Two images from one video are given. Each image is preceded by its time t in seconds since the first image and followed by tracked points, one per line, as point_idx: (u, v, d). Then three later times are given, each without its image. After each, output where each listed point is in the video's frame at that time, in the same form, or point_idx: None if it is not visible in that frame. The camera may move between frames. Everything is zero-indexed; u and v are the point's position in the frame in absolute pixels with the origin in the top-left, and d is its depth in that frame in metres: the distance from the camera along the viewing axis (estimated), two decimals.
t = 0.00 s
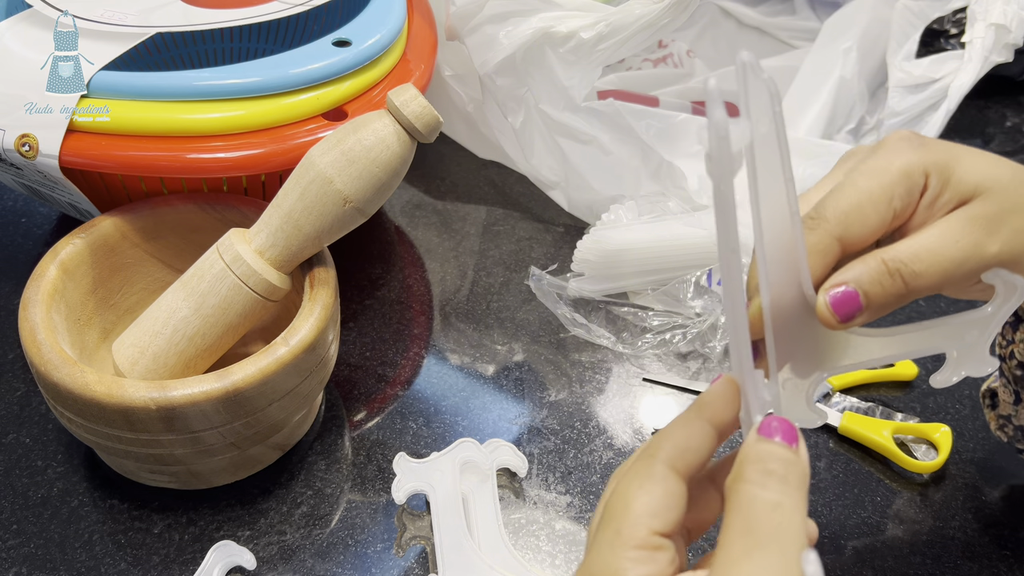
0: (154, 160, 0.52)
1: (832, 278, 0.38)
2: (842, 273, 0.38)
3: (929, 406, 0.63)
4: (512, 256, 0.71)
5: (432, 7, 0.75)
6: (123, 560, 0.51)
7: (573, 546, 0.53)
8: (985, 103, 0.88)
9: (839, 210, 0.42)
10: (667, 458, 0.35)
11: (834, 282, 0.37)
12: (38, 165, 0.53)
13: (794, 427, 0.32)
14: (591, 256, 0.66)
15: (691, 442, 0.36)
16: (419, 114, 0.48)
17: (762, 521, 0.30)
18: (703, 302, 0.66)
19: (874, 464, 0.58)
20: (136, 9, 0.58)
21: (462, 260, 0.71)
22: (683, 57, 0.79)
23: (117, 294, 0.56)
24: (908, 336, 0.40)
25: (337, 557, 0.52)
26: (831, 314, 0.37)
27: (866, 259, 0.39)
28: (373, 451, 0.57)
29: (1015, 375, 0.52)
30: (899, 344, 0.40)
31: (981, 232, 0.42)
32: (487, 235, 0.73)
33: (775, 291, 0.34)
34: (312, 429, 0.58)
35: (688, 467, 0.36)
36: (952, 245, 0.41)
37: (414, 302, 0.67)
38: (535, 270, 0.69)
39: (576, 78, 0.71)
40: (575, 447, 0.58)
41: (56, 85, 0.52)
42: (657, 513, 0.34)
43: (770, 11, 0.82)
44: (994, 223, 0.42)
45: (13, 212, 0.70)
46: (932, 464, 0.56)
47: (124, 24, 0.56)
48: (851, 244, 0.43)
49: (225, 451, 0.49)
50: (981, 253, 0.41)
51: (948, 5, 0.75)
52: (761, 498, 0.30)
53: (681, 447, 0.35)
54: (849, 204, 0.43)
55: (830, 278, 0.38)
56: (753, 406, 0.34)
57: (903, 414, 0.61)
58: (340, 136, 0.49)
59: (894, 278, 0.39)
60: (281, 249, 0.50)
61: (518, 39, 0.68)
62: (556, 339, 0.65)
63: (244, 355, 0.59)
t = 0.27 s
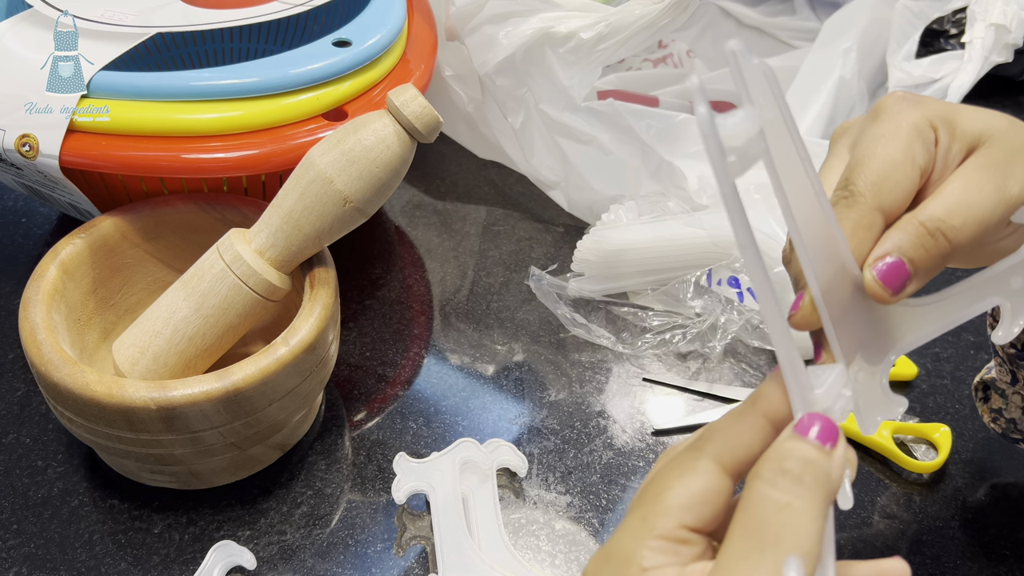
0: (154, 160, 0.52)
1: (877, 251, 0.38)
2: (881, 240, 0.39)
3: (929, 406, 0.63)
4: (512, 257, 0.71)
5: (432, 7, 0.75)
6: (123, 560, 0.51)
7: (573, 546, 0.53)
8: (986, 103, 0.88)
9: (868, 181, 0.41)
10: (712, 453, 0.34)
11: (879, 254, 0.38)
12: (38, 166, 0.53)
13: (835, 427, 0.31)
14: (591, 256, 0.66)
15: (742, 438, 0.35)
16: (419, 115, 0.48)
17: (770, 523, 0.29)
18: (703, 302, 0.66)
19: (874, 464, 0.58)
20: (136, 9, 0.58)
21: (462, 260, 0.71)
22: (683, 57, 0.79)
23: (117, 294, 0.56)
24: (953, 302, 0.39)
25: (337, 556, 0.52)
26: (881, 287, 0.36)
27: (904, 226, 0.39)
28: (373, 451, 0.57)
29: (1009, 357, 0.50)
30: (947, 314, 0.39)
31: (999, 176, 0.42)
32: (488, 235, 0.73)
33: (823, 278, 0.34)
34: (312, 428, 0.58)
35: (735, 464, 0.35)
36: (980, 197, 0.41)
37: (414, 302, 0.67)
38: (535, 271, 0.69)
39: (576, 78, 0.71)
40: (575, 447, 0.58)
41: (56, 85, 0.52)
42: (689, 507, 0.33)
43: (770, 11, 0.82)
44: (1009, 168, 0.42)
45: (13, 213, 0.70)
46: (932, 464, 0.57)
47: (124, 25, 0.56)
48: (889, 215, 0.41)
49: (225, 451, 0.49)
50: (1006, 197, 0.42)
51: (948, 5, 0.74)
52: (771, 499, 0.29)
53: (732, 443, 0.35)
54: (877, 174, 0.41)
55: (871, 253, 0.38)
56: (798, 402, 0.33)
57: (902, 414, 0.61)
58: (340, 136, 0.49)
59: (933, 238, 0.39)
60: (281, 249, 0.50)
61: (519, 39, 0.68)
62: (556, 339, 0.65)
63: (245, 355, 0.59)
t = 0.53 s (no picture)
0: (155, 160, 0.52)
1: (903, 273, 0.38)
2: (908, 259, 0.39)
3: (929, 406, 0.63)
4: (512, 257, 0.71)
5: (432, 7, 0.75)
6: (123, 560, 0.51)
7: (573, 546, 0.53)
8: (985, 103, 0.88)
9: (886, 199, 0.42)
10: (725, 465, 0.35)
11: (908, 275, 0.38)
12: (38, 165, 0.53)
13: (861, 455, 0.31)
14: (591, 256, 0.66)
15: (758, 450, 0.35)
16: (419, 114, 0.48)
17: (788, 548, 0.29)
18: (703, 301, 0.66)
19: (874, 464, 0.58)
20: (136, 9, 0.58)
21: (462, 260, 0.71)
22: (683, 58, 0.79)
23: (117, 294, 0.56)
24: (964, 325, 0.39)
25: (338, 556, 0.52)
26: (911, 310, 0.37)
27: (926, 245, 0.40)
28: (373, 451, 0.57)
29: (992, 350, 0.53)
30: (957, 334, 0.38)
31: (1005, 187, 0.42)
32: (487, 235, 0.73)
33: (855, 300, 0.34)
34: (312, 428, 0.58)
35: (748, 476, 0.35)
36: (992, 210, 0.41)
37: (414, 302, 0.67)
38: (535, 271, 0.69)
39: (576, 78, 0.71)
40: (575, 447, 0.58)
41: (56, 85, 0.52)
42: (698, 517, 0.34)
43: (770, 11, 0.82)
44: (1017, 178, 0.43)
45: (13, 213, 0.70)
46: (931, 464, 0.56)
47: (124, 25, 0.56)
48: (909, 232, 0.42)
49: (225, 451, 0.49)
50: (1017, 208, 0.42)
51: (948, 5, 0.74)
52: (790, 526, 0.30)
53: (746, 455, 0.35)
54: (893, 191, 0.42)
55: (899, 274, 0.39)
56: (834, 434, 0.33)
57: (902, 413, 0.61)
58: (340, 136, 0.49)
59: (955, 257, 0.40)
60: (281, 249, 0.50)
61: (519, 39, 0.68)
62: (556, 339, 0.65)
63: (245, 355, 0.59)
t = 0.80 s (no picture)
0: (155, 160, 0.52)
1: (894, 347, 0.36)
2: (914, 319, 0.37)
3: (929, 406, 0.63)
4: (512, 257, 0.72)
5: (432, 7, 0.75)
6: (124, 560, 0.51)
7: (573, 546, 0.53)
8: (985, 103, 0.88)
9: (877, 262, 0.38)
10: (759, 330, 0.28)
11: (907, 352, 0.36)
12: (39, 165, 0.53)
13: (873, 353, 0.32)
14: (591, 256, 0.66)
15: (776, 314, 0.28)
16: (419, 115, 0.48)
17: (884, 422, 0.26)
18: (702, 302, 0.66)
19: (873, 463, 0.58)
20: (136, 9, 0.58)
21: (462, 260, 0.71)
22: (682, 58, 0.80)
23: (117, 294, 0.56)
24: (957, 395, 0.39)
25: (338, 556, 0.52)
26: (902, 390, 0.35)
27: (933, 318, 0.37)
28: (373, 451, 0.57)
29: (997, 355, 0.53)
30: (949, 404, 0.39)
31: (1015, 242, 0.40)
32: (487, 235, 0.73)
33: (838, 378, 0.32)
34: (312, 428, 0.58)
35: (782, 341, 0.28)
36: (1001, 278, 0.38)
37: (414, 302, 0.67)
38: (535, 270, 0.69)
39: (576, 79, 0.71)
40: (575, 447, 0.58)
41: (56, 85, 0.53)
42: (766, 386, 0.26)
43: (770, 11, 0.82)
44: None
45: (14, 212, 0.70)
46: (931, 464, 0.57)
47: (124, 25, 0.56)
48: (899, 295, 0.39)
49: (225, 450, 0.49)
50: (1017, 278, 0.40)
51: (948, 6, 0.75)
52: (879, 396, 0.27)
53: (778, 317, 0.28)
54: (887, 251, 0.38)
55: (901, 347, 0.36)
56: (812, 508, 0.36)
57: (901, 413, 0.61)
58: (340, 136, 0.49)
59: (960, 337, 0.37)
60: (281, 249, 0.50)
61: (519, 40, 0.68)
62: (556, 339, 0.65)
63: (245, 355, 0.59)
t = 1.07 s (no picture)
0: (155, 160, 0.52)
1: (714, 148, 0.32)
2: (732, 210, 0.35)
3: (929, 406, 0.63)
4: (512, 257, 0.71)
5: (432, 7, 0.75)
6: (123, 560, 0.51)
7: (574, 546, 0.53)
8: (985, 103, 0.88)
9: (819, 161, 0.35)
10: (699, 300, 0.28)
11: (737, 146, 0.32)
12: (39, 165, 0.53)
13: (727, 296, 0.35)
14: (591, 256, 0.66)
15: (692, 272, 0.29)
16: (419, 115, 0.48)
17: (796, 378, 0.29)
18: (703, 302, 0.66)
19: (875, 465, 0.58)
20: (136, 9, 0.58)
21: (462, 260, 0.71)
22: (682, 58, 0.78)
23: (117, 294, 0.56)
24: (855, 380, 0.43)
25: (337, 556, 0.52)
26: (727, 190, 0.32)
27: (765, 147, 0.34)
28: (373, 451, 0.57)
29: (938, 393, 0.49)
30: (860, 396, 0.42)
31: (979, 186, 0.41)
32: (487, 235, 0.73)
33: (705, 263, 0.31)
34: (312, 428, 0.58)
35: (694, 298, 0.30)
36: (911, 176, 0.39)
37: (414, 302, 0.67)
38: (536, 271, 0.69)
39: (576, 78, 0.71)
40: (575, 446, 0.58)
41: (57, 85, 0.52)
42: (707, 353, 0.26)
43: (769, 11, 0.82)
44: (946, 182, 0.39)
45: (14, 213, 0.70)
46: (931, 465, 0.57)
47: (124, 25, 0.56)
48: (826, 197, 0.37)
49: (225, 450, 0.49)
50: (931, 196, 0.39)
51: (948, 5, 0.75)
52: (791, 363, 0.29)
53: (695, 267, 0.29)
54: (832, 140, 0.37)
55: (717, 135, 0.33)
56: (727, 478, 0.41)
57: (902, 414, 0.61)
58: (340, 136, 0.49)
59: (789, 170, 0.34)
60: (281, 249, 0.50)
61: (519, 39, 0.69)
62: (556, 339, 0.65)
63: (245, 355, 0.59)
